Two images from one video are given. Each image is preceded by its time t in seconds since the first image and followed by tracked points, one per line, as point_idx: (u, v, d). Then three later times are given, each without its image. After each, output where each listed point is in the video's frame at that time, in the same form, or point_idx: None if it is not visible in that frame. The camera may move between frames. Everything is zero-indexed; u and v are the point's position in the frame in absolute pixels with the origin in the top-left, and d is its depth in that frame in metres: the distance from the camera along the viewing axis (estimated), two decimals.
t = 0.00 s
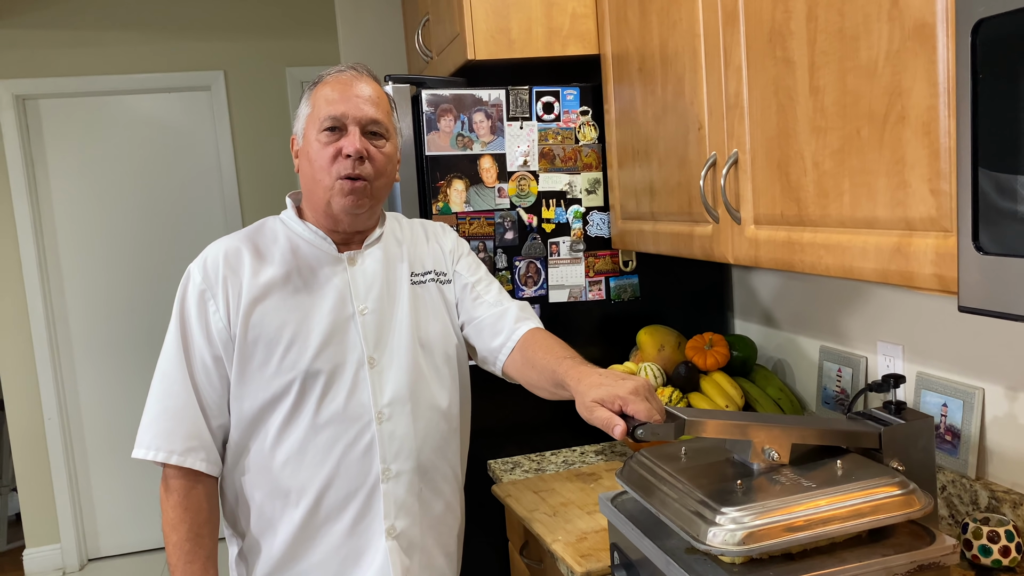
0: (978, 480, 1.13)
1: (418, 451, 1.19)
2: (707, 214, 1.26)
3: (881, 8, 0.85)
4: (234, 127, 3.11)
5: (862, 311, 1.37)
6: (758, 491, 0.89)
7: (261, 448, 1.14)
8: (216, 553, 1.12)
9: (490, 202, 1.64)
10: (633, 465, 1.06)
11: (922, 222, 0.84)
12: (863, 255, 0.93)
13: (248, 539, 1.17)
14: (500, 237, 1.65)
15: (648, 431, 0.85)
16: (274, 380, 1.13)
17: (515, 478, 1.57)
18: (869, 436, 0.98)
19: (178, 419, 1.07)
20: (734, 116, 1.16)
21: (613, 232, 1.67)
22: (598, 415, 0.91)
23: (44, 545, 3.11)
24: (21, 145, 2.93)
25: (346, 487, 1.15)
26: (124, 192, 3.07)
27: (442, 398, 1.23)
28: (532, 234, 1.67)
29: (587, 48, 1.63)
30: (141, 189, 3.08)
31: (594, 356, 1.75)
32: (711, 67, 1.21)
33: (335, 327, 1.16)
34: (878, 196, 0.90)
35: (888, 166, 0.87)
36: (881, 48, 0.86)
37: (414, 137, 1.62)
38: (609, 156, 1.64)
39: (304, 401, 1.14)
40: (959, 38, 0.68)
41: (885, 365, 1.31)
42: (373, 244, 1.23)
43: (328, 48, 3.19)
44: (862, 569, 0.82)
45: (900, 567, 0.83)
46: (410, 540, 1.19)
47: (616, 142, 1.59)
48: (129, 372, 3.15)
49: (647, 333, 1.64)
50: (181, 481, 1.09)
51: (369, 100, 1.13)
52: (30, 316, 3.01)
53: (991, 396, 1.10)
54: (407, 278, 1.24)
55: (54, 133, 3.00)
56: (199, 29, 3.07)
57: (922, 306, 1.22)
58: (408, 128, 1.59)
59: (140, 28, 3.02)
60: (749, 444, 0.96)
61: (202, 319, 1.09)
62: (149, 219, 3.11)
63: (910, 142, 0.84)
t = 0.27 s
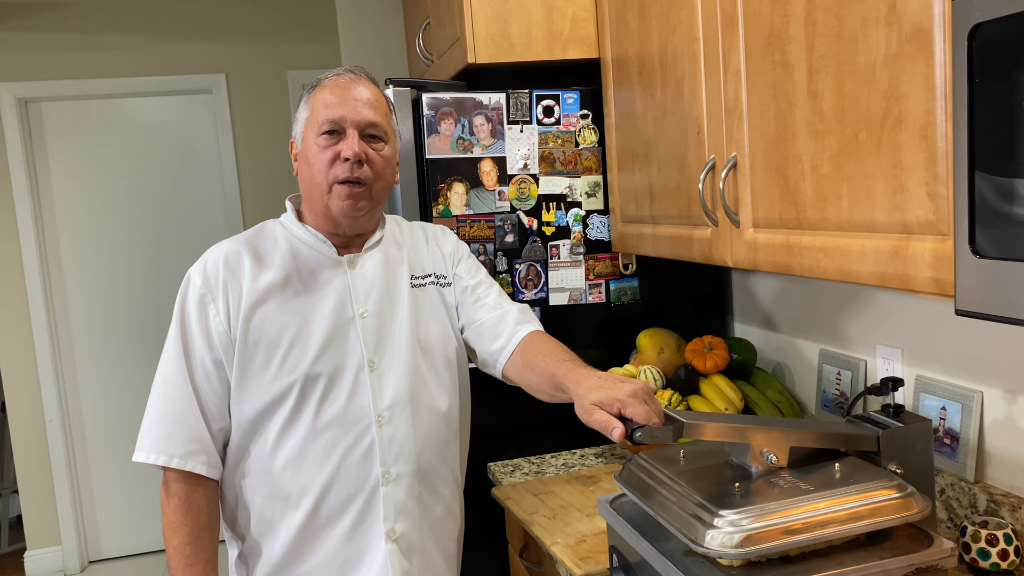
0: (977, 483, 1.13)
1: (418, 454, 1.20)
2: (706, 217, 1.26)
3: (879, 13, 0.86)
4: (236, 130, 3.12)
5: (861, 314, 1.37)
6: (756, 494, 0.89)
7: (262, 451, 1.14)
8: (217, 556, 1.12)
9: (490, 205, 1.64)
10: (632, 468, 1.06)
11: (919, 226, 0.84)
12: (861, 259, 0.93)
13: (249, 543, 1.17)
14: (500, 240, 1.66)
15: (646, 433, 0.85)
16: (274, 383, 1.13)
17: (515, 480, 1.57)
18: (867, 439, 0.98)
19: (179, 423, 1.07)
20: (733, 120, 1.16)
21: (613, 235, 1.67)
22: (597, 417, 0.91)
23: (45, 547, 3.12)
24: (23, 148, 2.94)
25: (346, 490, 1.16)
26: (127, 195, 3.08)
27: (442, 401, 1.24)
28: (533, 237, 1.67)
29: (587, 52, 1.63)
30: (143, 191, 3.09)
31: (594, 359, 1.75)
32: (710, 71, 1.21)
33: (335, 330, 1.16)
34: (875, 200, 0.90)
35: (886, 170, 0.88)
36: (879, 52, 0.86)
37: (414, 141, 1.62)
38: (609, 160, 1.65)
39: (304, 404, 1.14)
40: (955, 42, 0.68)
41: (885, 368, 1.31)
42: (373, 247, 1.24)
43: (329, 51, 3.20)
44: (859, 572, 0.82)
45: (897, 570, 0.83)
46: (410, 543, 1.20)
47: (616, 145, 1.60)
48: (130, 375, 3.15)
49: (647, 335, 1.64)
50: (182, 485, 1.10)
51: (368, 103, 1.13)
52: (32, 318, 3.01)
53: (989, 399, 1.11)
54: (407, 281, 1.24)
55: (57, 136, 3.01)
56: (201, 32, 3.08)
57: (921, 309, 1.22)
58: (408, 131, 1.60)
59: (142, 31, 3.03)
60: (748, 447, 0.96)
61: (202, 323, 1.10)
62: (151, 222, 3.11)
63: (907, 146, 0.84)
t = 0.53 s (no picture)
0: (975, 486, 1.13)
1: (418, 457, 1.20)
2: (705, 221, 1.27)
3: (877, 17, 0.86)
4: (237, 133, 3.13)
5: (860, 318, 1.37)
6: (755, 497, 0.89)
7: (262, 454, 1.14)
8: (216, 559, 1.12)
9: (490, 208, 1.65)
10: (631, 471, 1.06)
11: (917, 230, 0.84)
12: (860, 262, 0.93)
13: (248, 546, 1.17)
14: (500, 243, 1.66)
15: (645, 436, 0.86)
16: (275, 386, 1.13)
17: (515, 483, 1.57)
18: (866, 442, 0.98)
19: (179, 426, 1.08)
20: (731, 124, 1.17)
21: (613, 239, 1.68)
22: (595, 420, 0.92)
23: (44, 550, 3.12)
24: (25, 151, 2.95)
25: (346, 493, 1.16)
26: (128, 198, 3.09)
27: (441, 404, 1.24)
28: (533, 240, 1.67)
29: (587, 56, 1.64)
30: (143, 194, 3.10)
31: (593, 362, 1.75)
32: (709, 75, 1.21)
33: (335, 333, 1.17)
34: (874, 204, 0.90)
35: (884, 174, 0.88)
36: (877, 57, 0.87)
37: (414, 144, 1.63)
38: (608, 163, 1.65)
39: (304, 408, 1.14)
40: (952, 47, 0.68)
41: (883, 372, 1.31)
42: (373, 250, 1.24)
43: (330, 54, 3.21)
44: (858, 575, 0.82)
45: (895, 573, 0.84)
46: (410, 546, 1.20)
47: (615, 149, 1.60)
48: (131, 377, 3.16)
49: (647, 338, 1.65)
50: (182, 488, 1.10)
51: (368, 107, 1.14)
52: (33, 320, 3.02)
53: (988, 403, 1.11)
54: (407, 285, 1.25)
55: (59, 140, 3.02)
56: (202, 36, 3.08)
57: (920, 313, 1.23)
58: (408, 135, 1.61)
59: (144, 35, 3.03)
60: (746, 450, 0.96)
61: (202, 326, 1.10)
62: (152, 225, 3.12)
63: (905, 150, 0.84)
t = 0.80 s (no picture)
0: (973, 491, 1.14)
1: (419, 462, 1.20)
2: (704, 227, 1.28)
3: (873, 26, 0.87)
4: (237, 138, 3.14)
5: (859, 323, 1.38)
6: (752, 502, 0.90)
7: (264, 460, 1.15)
8: (218, 563, 1.13)
9: (490, 213, 1.65)
10: (630, 475, 1.07)
11: (913, 236, 0.85)
12: (857, 268, 0.94)
13: (251, 550, 1.17)
14: (500, 248, 1.67)
15: (643, 441, 0.86)
16: (276, 391, 1.14)
17: (514, 487, 1.57)
18: (863, 447, 0.99)
19: (182, 431, 1.08)
20: (729, 131, 1.18)
21: (612, 244, 1.69)
22: (595, 425, 0.92)
23: (44, 553, 3.12)
24: (26, 155, 2.96)
25: (347, 498, 1.16)
26: (129, 203, 3.10)
27: (442, 409, 1.24)
28: (532, 245, 1.68)
29: (587, 62, 1.65)
30: (144, 198, 3.11)
31: (593, 367, 1.76)
32: (708, 82, 1.22)
33: (336, 339, 1.17)
34: (870, 210, 0.91)
35: (880, 181, 0.89)
36: (873, 65, 0.87)
37: (415, 149, 1.64)
38: (608, 169, 1.66)
39: (306, 413, 1.15)
40: (947, 56, 0.69)
41: (881, 377, 1.32)
42: (374, 256, 1.25)
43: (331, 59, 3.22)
44: None
45: None
46: (411, 550, 1.20)
47: (615, 155, 1.61)
48: (131, 381, 3.16)
49: (646, 343, 1.65)
50: (184, 493, 1.10)
51: (369, 114, 1.15)
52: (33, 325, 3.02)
53: (985, 408, 1.12)
54: (407, 290, 1.25)
55: (60, 144, 3.03)
56: (203, 41, 3.09)
57: (917, 319, 1.23)
58: (408, 140, 1.61)
59: (145, 40, 3.04)
60: (744, 455, 0.97)
61: (205, 332, 1.11)
62: (153, 229, 3.13)
63: (901, 157, 0.85)
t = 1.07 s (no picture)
0: (970, 494, 1.14)
1: (418, 465, 1.20)
2: (702, 230, 1.28)
3: (870, 30, 0.87)
4: (236, 141, 3.14)
5: (857, 326, 1.38)
6: (750, 504, 0.90)
7: (262, 463, 1.15)
8: (216, 567, 1.12)
9: (489, 216, 1.65)
10: (628, 478, 1.07)
11: (911, 239, 0.85)
12: (854, 271, 0.94)
13: (249, 554, 1.17)
14: (498, 251, 1.67)
15: (641, 444, 0.87)
16: (274, 395, 1.14)
17: (512, 491, 1.57)
18: (861, 450, 0.99)
19: (179, 434, 1.08)
20: (727, 134, 1.18)
21: (611, 247, 1.69)
22: (592, 428, 0.92)
23: (42, 557, 3.11)
24: (24, 158, 2.96)
25: (345, 502, 1.16)
26: (128, 206, 3.10)
27: (440, 412, 1.24)
28: (531, 248, 1.68)
29: (585, 66, 1.65)
30: (143, 201, 3.11)
31: (591, 370, 1.76)
32: (706, 86, 1.23)
33: (334, 342, 1.17)
34: (868, 213, 0.91)
35: (878, 184, 0.89)
36: (870, 69, 0.88)
37: (414, 153, 1.64)
38: (606, 172, 1.66)
39: (304, 417, 1.15)
40: (943, 59, 0.69)
41: (879, 380, 1.32)
42: (371, 259, 1.25)
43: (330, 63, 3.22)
44: None
45: None
46: (410, 553, 1.20)
47: (613, 158, 1.62)
48: (129, 384, 3.16)
49: (644, 346, 1.65)
50: (183, 496, 1.10)
51: (366, 118, 1.15)
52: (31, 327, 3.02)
53: (982, 411, 1.12)
54: (405, 293, 1.26)
55: (59, 147, 3.03)
56: (202, 44, 3.10)
57: (915, 322, 1.24)
58: (407, 143, 1.62)
59: (144, 43, 3.05)
60: (742, 457, 0.97)
61: (202, 335, 1.11)
62: (151, 232, 3.13)
63: (899, 161, 0.85)
